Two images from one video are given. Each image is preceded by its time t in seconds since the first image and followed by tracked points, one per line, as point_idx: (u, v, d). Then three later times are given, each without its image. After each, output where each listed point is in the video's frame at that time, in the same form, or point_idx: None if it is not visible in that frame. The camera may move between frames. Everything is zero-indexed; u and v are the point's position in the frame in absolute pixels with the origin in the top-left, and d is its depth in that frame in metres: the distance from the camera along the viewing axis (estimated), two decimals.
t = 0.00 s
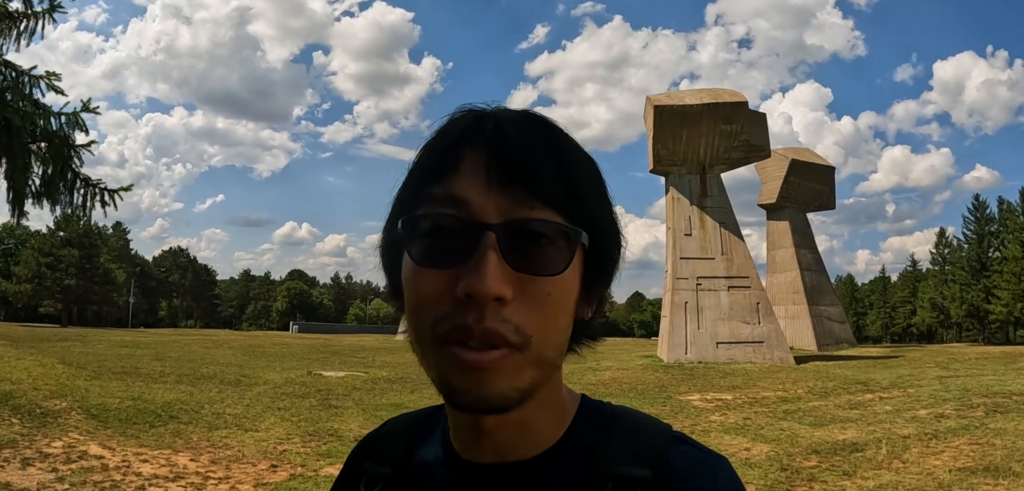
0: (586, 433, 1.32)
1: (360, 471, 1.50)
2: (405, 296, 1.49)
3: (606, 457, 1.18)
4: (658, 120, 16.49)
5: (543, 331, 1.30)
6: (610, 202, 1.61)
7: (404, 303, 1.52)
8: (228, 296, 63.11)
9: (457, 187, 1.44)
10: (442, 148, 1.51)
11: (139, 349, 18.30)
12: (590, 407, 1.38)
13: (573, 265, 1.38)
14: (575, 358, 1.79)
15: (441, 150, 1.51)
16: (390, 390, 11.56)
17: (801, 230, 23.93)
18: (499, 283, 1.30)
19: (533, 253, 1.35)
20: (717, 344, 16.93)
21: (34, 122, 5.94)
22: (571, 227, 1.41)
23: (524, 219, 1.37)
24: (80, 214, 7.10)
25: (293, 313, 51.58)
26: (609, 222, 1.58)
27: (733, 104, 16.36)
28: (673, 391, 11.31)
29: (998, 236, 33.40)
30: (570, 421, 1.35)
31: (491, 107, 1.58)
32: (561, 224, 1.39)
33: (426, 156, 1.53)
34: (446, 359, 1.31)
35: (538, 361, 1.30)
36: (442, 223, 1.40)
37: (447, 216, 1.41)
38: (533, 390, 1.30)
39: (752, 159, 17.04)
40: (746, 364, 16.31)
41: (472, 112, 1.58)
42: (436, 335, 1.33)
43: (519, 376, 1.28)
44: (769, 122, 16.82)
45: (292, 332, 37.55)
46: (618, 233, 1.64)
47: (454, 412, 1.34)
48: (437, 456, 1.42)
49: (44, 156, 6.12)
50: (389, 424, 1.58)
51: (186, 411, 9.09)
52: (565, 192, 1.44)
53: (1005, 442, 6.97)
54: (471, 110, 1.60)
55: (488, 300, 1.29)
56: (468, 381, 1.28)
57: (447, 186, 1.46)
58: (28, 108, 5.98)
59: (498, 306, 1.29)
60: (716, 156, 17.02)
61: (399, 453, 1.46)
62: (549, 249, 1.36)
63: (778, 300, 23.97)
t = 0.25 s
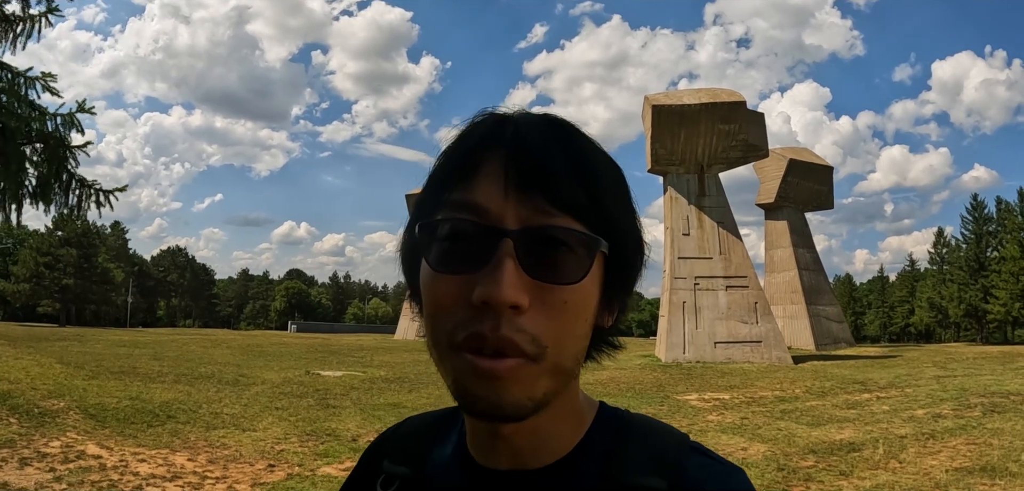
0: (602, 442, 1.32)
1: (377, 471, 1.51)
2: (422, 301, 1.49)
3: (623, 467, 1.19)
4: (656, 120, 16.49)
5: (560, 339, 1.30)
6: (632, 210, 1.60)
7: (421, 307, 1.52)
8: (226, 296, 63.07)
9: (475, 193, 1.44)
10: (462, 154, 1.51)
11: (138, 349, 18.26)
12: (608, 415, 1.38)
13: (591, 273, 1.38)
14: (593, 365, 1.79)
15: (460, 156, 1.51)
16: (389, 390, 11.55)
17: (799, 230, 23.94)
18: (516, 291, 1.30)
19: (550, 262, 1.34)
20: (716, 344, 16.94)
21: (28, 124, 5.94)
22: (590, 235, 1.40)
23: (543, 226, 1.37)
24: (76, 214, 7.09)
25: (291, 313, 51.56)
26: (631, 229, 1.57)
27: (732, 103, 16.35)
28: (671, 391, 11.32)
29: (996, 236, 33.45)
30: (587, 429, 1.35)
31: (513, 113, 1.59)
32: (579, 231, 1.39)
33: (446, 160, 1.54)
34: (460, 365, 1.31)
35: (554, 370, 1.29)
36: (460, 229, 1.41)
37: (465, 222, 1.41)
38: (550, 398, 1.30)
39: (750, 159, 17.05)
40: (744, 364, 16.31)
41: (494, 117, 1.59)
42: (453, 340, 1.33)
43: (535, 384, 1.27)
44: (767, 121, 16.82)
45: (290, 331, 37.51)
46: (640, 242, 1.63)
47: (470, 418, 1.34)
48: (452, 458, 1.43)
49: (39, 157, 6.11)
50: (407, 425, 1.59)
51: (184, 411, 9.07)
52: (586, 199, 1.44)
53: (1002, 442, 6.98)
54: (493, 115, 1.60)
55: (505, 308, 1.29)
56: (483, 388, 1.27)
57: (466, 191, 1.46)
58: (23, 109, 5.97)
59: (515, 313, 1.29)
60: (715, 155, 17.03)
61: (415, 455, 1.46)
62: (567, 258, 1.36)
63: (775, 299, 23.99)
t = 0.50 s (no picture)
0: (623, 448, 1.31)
1: (397, 470, 1.52)
2: (446, 304, 1.50)
3: (642, 474, 1.20)
4: (654, 120, 16.48)
5: (583, 346, 1.30)
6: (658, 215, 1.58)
7: (444, 311, 1.52)
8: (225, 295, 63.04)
9: (501, 197, 1.43)
10: (486, 159, 1.52)
11: (137, 349, 18.24)
12: (630, 420, 1.38)
13: (616, 278, 1.37)
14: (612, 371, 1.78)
15: (486, 159, 1.51)
16: (387, 390, 11.53)
17: (797, 230, 23.96)
18: (539, 298, 1.30)
19: (575, 268, 1.34)
20: (714, 344, 16.95)
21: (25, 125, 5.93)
22: (615, 241, 1.39)
23: (568, 233, 1.37)
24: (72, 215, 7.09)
25: (290, 312, 51.55)
26: (656, 233, 1.55)
27: (730, 103, 16.34)
28: (668, 390, 11.35)
29: (995, 235, 33.49)
30: (609, 433, 1.35)
31: (539, 116, 1.58)
32: (604, 237, 1.38)
33: (472, 164, 1.53)
34: (483, 369, 1.30)
35: (577, 375, 1.29)
36: (485, 233, 1.40)
37: (489, 226, 1.41)
38: (573, 403, 1.29)
39: (748, 158, 17.06)
40: (742, 364, 16.32)
41: (520, 120, 1.58)
42: (475, 344, 1.32)
43: (557, 389, 1.27)
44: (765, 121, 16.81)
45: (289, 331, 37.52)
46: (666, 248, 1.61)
47: (492, 422, 1.34)
48: (469, 458, 1.43)
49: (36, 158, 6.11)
50: (428, 423, 1.60)
51: (182, 411, 9.05)
52: (610, 205, 1.43)
53: (1000, 442, 6.99)
54: (518, 118, 1.60)
55: (529, 314, 1.28)
56: (505, 392, 1.27)
57: (490, 194, 1.45)
58: (20, 111, 5.97)
59: (539, 318, 1.28)
60: (713, 155, 17.06)
61: (434, 456, 1.47)
62: (592, 264, 1.35)
63: (774, 299, 24.01)
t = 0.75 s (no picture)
0: (641, 451, 1.32)
1: (416, 471, 1.53)
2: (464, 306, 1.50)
3: (661, 477, 1.19)
4: (653, 120, 16.46)
5: (602, 348, 1.30)
6: (676, 217, 1.58)
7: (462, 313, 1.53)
8: (223, 295, 62.99)
9: (518, 200, 1.44)
10: (503, 161, 1.52)
11: (135, 349, 18.20)
12: (649, 423, 1.38)
13: (633, 282, 1.37)
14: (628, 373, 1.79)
15: (502, 162, 1.51)
16: (386, 390, 11.53)
17: (796, 229, 23.98)
18: (557, 300, 1.30)
19: (593, 271, 1.34)
20: (713, 343, 16.95)
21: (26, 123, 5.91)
22: (633, 244, 1.39)
23: (586, 235, 1.37)
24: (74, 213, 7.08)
25: (289, 312, 51.53)
26: (674, 235, 1.55)
27: (729, 103, 16.33)
28: (667, 390, 11.34)
29: (993, 235, 33.54)
30: (628, 436, 1.35)
31: (555, 117, 1.58)
32: (623, 239, 1.38)
33: (489, 165, 1.54)
34: (502, 373, 1.31)
35: (595, 377, 1.29)
36: (503, 235, 1.41)
37: (506, 227, 1.42)
38: (592, 406, 1.29)
39: (746, 158, 17.18)
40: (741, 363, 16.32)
41: (537, 122, 1.58)
42: (494, 347, 1.33)
43: (575, 392, 1.27)
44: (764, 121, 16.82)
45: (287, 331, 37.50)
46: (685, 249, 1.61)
47: (510, 425, 1.34)
48: (489, 461, 1.43)
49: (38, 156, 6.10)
50: (446, 426, 1.60)
51: (181, 411, 9.04)
52: (628, 206, 1.42)
53: (998, 441, 6.99)
54: (534, 120, 1.60)
55: (546, 315, 1.29)
56: (524, 395, 1.27)
57: (507, 197, 1.46)
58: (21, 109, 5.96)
59: (556, 321, 1.29)
60: (711, 155, 17.15)
61: (454, 458, 1.48)
62: (609, 267, 1.36)
63: (772, 298, 24.03)
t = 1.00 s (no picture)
0: (649, 449, 1.32)
1: (422, 469, 1.53)
2: (468, 305, 1.50)
3: (669, 474, 1.20)
4: (651, 119, 16.46)
5: (604, 343, 1.29)
6: (681, 215, 1.57)
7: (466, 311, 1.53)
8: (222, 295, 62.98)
9: (520, 197, 1.44)
10: (504, 158, 1.52)
11: (134, 348, 18.19)
12: (655, 420, 1.38)
13: (635, 277, 1.37)
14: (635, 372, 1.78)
15: (504, 160, 1.52)
16: (385, 389, 11.53)
17: (794, 229, 24.00)
18: (559, 295, 1.31)
19: (594, 267, 1.34)
20: (711, 343, 16.96)
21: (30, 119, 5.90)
22: (634, 240, 1.39)
23: (587, 231, 1.37)
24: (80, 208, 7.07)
25: (287, 312, 51.52)
26: (678, 231, 1.54)
27: (727, 102, 16.32)
28: (666, 390, 11.35)
29: (991, 235, 33.58)
30: (634, 433, 1.35)
31: (556, 115, 1.58)
32: (624, 236, 1.38)
33: (492, 163, 1.54)
34: (505, 368, 1.31)
35: (598, 373, 1.29)
36: (506, 232, 1.41)
37: (507, 224, 1.42)
38: (596, 402, 1.29)
39: (745, 157, 17.24)
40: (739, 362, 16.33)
41: (537, 120, 1.58)
42: (497, 342, 1.33)
43: (577, 387, 1.27)
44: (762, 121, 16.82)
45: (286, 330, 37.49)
46: (690, 246, 1.60)
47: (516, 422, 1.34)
48: (497, 461, 1.43)
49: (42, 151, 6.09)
50: (452, 423, 1.60)
51: (180, 410, 9.04)
52: (630, 203, 1.42)
53: (996, 441, 7.00)
54: (536, 118, 1.60)
55: (546, 310, 1.29)
56: (525, 390, 1.27)
57: (509, 194, 1.46)
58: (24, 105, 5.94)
59: (556, 315, 1.29)
60: (709, 155, 17.20)
61: (461, 455, 1.48)
62: (610, 262, 1.35)
63: (771, 298, 24.05)
